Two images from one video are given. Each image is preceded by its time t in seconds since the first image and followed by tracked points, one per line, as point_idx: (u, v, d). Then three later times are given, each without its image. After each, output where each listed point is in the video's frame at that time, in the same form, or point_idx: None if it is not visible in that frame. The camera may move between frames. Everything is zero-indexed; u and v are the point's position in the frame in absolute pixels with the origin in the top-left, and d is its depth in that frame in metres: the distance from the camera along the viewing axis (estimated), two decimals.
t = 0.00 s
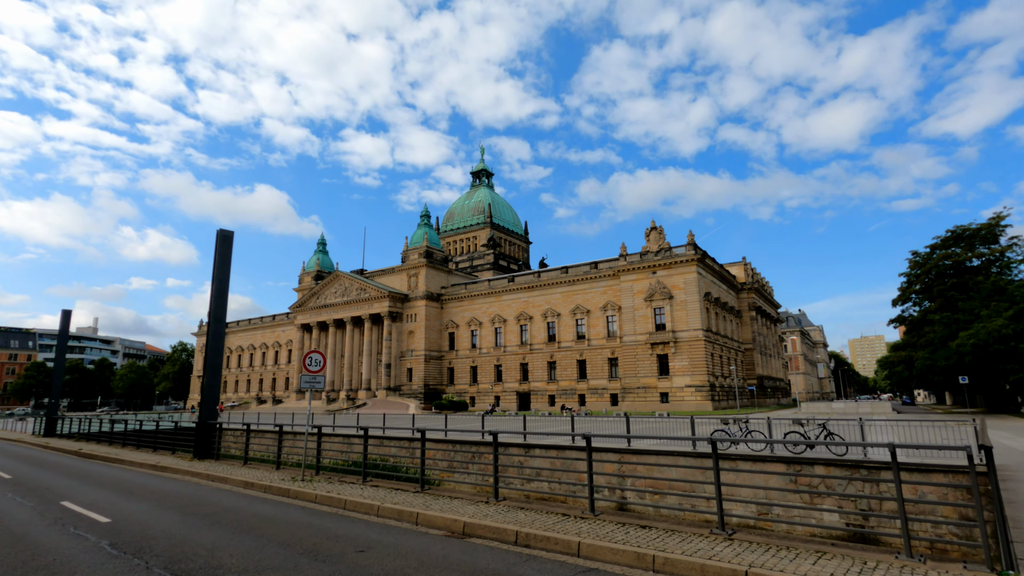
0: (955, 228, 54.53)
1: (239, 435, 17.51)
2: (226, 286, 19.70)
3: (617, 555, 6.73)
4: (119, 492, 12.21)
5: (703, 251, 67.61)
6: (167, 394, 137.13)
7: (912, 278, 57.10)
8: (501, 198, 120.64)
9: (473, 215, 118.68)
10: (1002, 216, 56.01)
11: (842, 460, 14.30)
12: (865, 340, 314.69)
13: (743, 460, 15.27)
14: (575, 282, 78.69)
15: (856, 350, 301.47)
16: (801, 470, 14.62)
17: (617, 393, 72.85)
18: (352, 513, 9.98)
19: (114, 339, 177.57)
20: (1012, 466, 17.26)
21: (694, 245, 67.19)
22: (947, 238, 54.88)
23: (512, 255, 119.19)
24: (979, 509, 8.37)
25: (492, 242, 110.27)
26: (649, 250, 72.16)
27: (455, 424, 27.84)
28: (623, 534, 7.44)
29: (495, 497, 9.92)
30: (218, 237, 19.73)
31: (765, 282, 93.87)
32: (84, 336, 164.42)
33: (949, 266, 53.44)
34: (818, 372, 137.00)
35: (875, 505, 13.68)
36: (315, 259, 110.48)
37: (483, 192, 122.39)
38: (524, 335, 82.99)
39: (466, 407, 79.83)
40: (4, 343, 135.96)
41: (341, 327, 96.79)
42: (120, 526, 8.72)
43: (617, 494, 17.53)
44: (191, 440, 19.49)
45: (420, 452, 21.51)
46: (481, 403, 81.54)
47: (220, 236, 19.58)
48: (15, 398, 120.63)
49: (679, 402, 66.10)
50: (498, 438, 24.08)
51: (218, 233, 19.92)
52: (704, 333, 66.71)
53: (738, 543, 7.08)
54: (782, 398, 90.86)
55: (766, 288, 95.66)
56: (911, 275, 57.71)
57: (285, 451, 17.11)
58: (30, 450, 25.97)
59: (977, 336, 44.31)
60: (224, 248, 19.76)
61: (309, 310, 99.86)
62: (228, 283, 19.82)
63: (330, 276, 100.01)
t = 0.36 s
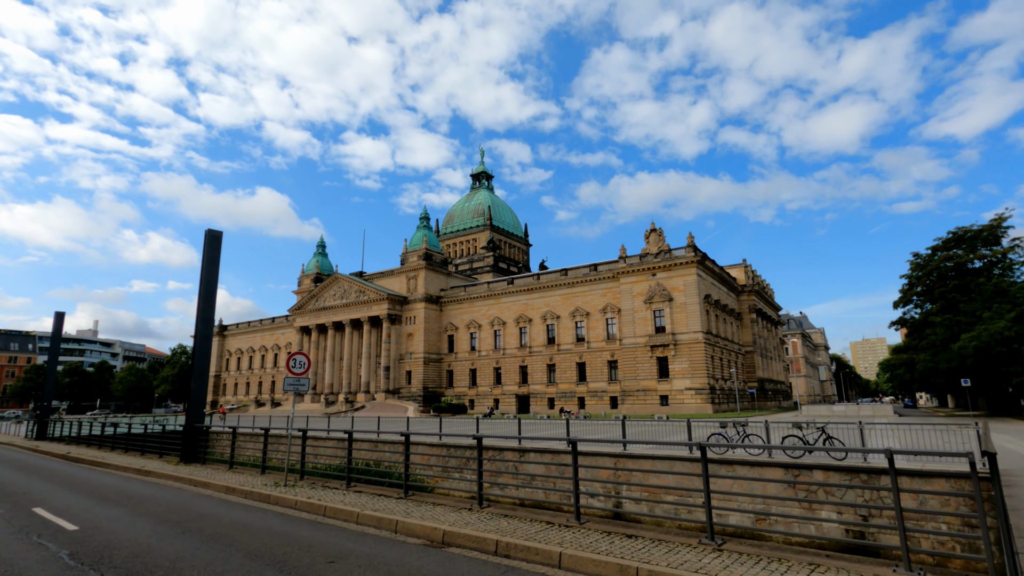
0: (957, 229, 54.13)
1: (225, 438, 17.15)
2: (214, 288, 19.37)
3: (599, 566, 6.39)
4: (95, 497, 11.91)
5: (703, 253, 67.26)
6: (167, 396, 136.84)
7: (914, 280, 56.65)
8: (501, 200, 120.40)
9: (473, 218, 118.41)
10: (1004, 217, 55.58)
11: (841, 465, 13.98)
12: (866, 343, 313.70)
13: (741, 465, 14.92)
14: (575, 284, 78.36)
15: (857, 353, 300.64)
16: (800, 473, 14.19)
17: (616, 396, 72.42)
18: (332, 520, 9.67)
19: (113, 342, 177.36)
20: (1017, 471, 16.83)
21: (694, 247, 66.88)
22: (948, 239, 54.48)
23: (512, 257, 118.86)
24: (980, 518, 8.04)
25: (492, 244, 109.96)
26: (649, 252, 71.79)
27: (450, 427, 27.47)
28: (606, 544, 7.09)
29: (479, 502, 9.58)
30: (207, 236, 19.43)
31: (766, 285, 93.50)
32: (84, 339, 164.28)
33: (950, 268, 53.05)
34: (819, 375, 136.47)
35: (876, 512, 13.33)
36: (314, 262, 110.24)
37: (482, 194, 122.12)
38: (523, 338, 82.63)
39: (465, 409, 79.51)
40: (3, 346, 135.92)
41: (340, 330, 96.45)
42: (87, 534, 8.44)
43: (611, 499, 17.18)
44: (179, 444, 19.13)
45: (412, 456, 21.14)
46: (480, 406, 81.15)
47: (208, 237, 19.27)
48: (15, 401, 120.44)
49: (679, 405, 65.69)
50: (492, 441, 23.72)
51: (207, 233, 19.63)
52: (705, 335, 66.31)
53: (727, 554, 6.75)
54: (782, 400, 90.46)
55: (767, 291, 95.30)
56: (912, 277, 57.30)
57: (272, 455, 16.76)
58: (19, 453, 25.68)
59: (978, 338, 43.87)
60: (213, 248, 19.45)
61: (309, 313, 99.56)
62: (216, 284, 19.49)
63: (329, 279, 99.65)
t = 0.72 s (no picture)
0: (962, 230, 53.62)
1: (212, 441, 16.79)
2: (205, 289, 19.08)
3: None
4: (76, 503, 11.67)
5: (705, 255, 66.79)
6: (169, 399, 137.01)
7: (918, 282, 56.13)
8: (503, 203, 120.23)
9: (475, 220, 118.22)
10: (1010, 218, 55.02)
11: (844, 470, 13.74)
12: (871, 346, 311.97)
13: (741, 470, 14.59)
14: (576, 287, 78.01)
15: (862, 355, 299.63)
16: (800, 478, 13.76)
17: (618, 399, 71.91)
18: (313, 527, 9.36)
19: (117, 345, 177.80)
20: None
21: (696, 249, 66.47)
22: (953, 240, 53.99)
23: (515, 259, 118.54)
24: (982, 524, 7.68)
25: (494, 246, 109.71)
26: (651, 254, 71.43)
27: (446, 431, 27.13)
28: (591, 554, 6.75)
29: (465, 507, 9.27)
30: (198, 237, 19.18)
31: (769, 287, 92.94)
32: (88, 342, 164.87)
33: (956, 269, 52.50)
34: (824, 378, 135.62)
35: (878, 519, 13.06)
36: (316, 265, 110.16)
37: (485, 197, 121.96)
38: (524, 341, 82.26)
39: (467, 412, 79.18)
40: (7, 349, 136.46)
41: (341, 333, 96.27)
42: (56, 543, 8.21)
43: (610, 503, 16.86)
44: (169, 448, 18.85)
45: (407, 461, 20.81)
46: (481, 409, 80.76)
47: (199, 237, 19.01)
48: (18, 404, 120.79)
49: (681, 408, 65.18)
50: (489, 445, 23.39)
51: (197, 234, 19.36)
52: (707, 338, 65.81)
53: (716, 566, 6.36)
54: (787, 403, 89.82)
55: (770, 293, 94.69)
56: (917, 278, 56.79)
57: (261, 458, 16.46)
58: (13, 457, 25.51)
59: (984, 340, 43.31)
60: (204, 248, 19.19)
61: (310, 316, 99.44)
62: (207, 286, 19.20)
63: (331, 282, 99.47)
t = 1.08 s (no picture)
0: (971, 228, 52.92)
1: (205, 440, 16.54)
2: (200, 288, 18.84)
3: None
4: (62, 504, 11.48)
5: (710, 254, 66.23)
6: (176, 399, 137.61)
7: (927, 280, 55.41)
8: (508, 203, 119.90)
9: (480, 220, 118.00)
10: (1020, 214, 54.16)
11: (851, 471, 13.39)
12: (880, 345, 309.70)
13: (743, 471, 14.22)
14: (580, 286, 77.64)
15: (870, 355, 297.74)
16: (805, 479, 13.34)
17: (623, 399, 71.41)
18: (297, 530, 9.06)
19: (124, 345, 178.80)
20: None
21: (701, 248, 65.93)
22: (963, 238, 53.29)
23: (519, 259, 118.22)
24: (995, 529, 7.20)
25: (498, 246, 109.44)
26: (656, 253, 70.93)
27: (446, 431, 26.87)
28: (578, 560, 6.41)
29: (454, 509, 8.97)
30: (193, 235, 18.98)
31: (775, 286, 92.19)
32: (95, 343, 165.92)
33: (965, 267, 51.77)
34: (831, 378, 134.67)
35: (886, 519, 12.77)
36: (321, 265, 110.15)
37: (489, 197, 121.76)
38: (529, 340, 81.93)
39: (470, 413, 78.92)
40: (16, 350, 137.53)
41: (345, 333, 96.26)
42: (31, 546, 8.01)
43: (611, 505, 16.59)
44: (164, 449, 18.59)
45: (407, 460, 20.54)
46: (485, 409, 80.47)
47: (194, 235, 18.76)
48: (27, 404, 121.69)
49: (686, 408, 64.67)
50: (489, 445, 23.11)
51: (192, 232, 19.15)
52: (712, 337, 65.23)
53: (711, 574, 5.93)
54: (793, 403, 89.05)
55: (777, 292, 93.99)
56: (925, 276, 56.09)
57: (253, 458, 16.12)
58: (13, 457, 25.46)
59: (995, 338, 42.51)
60: (199, 246, 18.96)
61: (315, 316, 99.44)
62: (202, 284, 18.96)
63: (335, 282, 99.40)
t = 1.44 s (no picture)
0: (981, 226, 52.17)
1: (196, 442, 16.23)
2: (192, 287, 18.55)
3: None
4: (42, 509, 11.21)
5: (715, 253, 65.63)
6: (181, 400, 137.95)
7: (936, 278, 54.61)
8: (512, 203, 119.58)
9: (484, 220, 117.73)
10: None
11: (856, 474, 13.00)
12: (889, 345, 306.60)
13: (747, 476, 13.74)
14: (584, 286, 77.19)
15: (879, 356, 295.39)
16: (809, 484, 12.79)
17: (628, 399, 70.90)
18: (277, 536, 8.74)
19: (131, 346, 179.68)
20: None
21: (706, 247, 65.34)
22: (972, 236, 52.55)
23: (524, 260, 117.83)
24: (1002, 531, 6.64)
25: (502, 247, 109.15)
26: (660, 252, 70.37)
27: (445, 433, 26.54)
28: (560, 572, 6.05)
29: (438, 513, 8.60)
30: (185, 234, 18.69)
31: (782, 285, 91.38)
32: (103, 344, 166.83)
33: (975, 265, 50.98)
34: (839, 378, 133.43)
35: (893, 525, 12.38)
36: (325, 266, 110.16)
37: (493, 197, 121.53)
38: (533, 341, 81.57)
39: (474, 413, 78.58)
40: (24, 351, 138.41)
41: (350, 334, 96.19)
42: None
43: (610, 508, 16.26)
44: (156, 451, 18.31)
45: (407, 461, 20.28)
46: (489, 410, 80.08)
47: (187, 234, 18.48)
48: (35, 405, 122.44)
49: (692, 409, 64.08)
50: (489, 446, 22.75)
51: (186, 231, 18.86)
52: (718, 337, 64.63)
53: None
54: (801, 404, 88.18)
55: (783, 291, 93.15)
56: (934, 275, 55.35)
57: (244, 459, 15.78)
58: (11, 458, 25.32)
59: (1004, 337, 41.52)
60: (192, 245, 18.68)
61: (319, 317, 99.46)
62: (195, 284, 18.68)
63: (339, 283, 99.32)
